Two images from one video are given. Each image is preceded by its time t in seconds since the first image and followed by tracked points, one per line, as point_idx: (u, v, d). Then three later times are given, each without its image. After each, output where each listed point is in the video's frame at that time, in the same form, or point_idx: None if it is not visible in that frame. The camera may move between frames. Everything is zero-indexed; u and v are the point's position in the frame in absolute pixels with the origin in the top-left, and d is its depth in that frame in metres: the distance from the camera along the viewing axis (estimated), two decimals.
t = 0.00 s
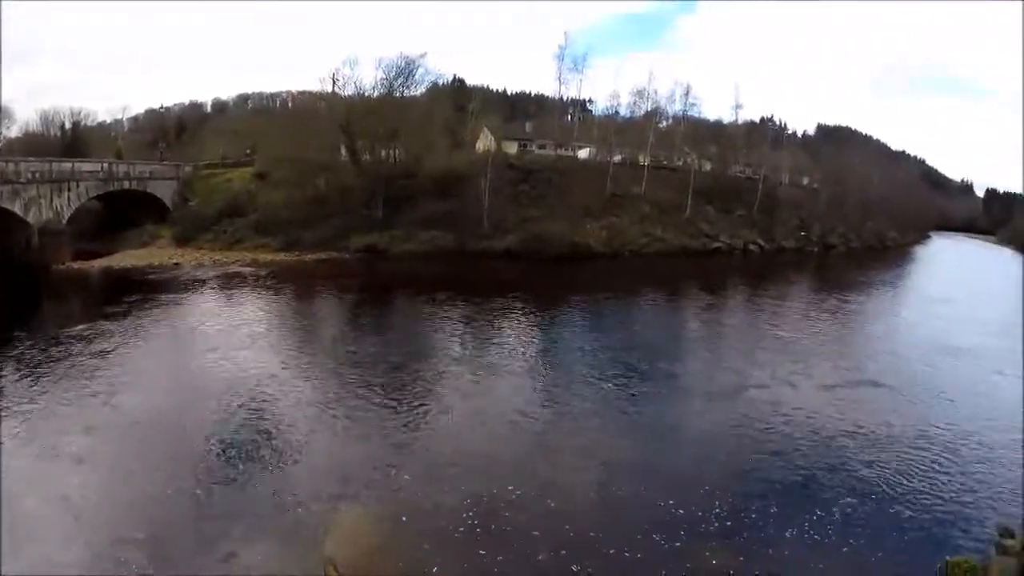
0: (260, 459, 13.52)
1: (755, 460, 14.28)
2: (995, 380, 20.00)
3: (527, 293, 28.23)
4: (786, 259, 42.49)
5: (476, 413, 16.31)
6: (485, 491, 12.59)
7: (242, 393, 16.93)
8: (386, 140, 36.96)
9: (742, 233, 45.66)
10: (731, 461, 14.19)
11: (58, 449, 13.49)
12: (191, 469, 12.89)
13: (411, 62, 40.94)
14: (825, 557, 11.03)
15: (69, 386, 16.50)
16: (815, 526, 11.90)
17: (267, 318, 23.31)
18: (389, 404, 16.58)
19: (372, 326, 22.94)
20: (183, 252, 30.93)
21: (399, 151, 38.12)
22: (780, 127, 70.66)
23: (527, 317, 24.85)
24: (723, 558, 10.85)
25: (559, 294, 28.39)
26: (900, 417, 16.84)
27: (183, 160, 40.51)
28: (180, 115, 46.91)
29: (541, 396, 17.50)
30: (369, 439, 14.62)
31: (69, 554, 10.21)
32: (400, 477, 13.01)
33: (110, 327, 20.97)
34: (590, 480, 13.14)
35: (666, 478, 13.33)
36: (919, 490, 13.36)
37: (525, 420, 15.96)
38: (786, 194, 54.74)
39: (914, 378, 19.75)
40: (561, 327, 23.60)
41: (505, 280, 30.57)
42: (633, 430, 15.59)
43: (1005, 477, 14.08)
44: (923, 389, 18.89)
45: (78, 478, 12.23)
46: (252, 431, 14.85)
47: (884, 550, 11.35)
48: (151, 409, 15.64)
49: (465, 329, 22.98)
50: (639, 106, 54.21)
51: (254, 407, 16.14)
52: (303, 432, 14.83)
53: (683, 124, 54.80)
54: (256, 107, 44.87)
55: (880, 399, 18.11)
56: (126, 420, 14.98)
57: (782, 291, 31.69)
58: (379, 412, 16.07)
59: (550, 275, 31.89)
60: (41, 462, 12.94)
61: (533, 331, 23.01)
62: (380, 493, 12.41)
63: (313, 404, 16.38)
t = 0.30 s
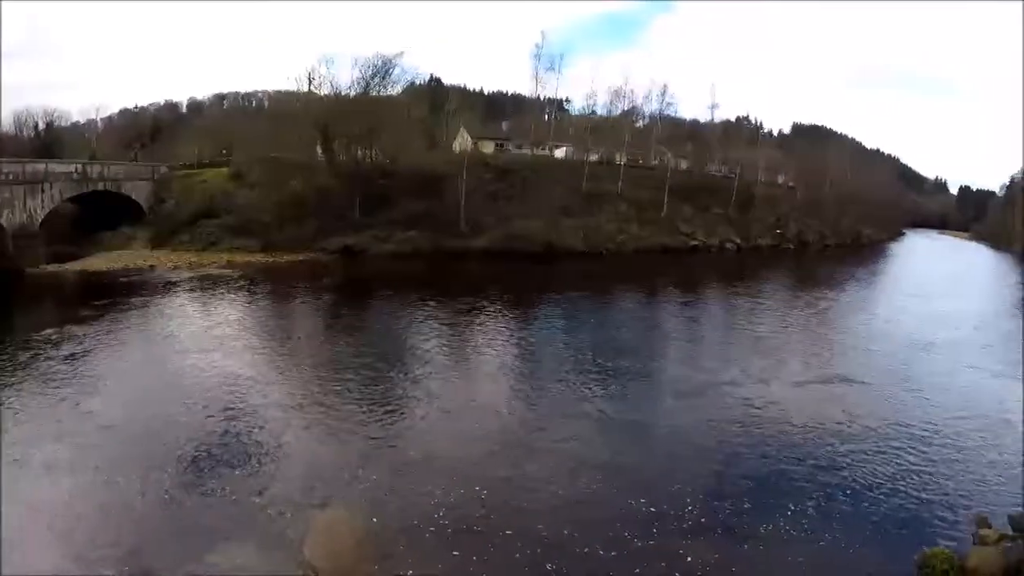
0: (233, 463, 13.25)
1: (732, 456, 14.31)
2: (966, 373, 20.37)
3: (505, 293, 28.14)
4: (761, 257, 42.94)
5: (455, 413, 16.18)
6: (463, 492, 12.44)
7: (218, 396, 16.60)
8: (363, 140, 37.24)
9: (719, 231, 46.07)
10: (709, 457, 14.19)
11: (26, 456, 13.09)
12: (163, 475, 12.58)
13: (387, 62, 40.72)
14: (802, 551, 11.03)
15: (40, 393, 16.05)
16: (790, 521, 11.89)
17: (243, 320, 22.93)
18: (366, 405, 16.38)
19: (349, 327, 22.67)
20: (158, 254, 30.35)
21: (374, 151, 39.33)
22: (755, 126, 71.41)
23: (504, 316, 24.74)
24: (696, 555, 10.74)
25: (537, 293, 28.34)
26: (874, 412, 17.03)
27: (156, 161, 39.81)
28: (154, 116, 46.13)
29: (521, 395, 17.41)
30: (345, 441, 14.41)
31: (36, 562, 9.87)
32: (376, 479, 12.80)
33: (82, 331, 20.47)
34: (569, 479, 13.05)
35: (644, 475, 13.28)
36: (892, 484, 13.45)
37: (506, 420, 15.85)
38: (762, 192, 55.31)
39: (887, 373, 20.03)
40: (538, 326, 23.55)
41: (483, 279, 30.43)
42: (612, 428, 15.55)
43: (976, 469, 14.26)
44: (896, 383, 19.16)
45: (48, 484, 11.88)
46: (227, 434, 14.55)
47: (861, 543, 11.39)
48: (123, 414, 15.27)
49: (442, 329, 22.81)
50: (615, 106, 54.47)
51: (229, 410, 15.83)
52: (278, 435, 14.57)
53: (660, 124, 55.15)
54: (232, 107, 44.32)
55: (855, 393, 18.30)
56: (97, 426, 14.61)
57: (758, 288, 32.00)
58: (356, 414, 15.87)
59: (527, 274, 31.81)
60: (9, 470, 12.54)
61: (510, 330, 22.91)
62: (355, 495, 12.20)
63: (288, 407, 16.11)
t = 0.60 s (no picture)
0: (208, 467, 13.00)
1: (708, 452, 14.37)
2: (938, 367, 20.73)
3: (483, 292, 28.06)
4: (737, 254, 43.42)
5: (434, 414, 16.06)
6: (442, 493, 12.34)
7: (194, 400, 16.29)
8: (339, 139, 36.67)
9: (694, 229, 46.48)
10: (687, 454, 14.24)
11: None
12: (137, 480, 12.31)
13: (363, 61, 40.40)
14: (778, 546, 11.10)
15: (13, 399, 15.67)
16: (764, 517, 11.95)
17: (219, 323, 22.58)
18: (344, 407, 16.21)
19: (326, 329, 22.38)
20: (133, 257, 29.79)
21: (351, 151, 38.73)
22: (731, 125, 72.05)
23: (482, 316, 24.64)
24: (670, 553, 10.73)
25: (515, 292, 28.31)
26: (849, 406, 17.25)
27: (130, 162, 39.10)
28: (128, 116, 45.31)
29: (501, 395, 17.35)
30: (323, 443, 14.24)
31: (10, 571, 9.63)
32: (352, 481, 12.65)
33: (55, 336, 20.02)
34: (547, 478, 13.01)
35: (623, 473, 13.28)
36: (865, 477, 13.61)
37: (487, 420, 15.77)
38: (738, 190, 55.84)
39: (862, 368, 20.32)
40: (517, 326, 23.50)
41: (460, 279, 30.31)
42: (591, 427, 15.53)
43: (945, 461, 14.49)
44: (871, 378, 19.44)
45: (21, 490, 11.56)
46: (203, 438, 14.29)
47: (835, 536, 11.51)
48: (98, 418, 14.96)
49: (420, 330, 22.65)
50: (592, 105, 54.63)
51: (205, 413, 15.57)
52: (254, 438, 14.34)
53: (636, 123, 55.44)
54: (207, 107, 43.64)
55: (830, 389, 18.52)
56: (70, 431, 14.28)
57: (734, 286, 32.32)
58: (333, 415, 15.70)
59: (504, 274, 31.75)
60: None
61: (489, 330, 22.84)
62: (331, 497, 12.04)
63: (265, 410, 15.88)
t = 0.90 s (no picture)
0: (183, 471, 12.80)
1: (685, 449, 14.46)
2: (912, 361, 21.09)
3: (461, 292, 28.02)
4: (713, 252, 43.82)
5: (414, 414, 15.97)
6: (422, 494, 12.26)
7: (171, 403, 16.05)
8: (316, 140, 36.11)
9: (671, 227, 46.82)
10: (666, 451, 14.31)
11: None
12: (112, 484, 12.09)
13: (339, 61, 40.01)
14: (754, 541, 11.20)
15: None
16: (740, 512, 12.05)
17: (197, 326, 22.27)
18: (322, 408, 16.06)
19: (304, 331, 22.14)
20: (108, 260, 29.29)
21: (327, 151, 37.86)
22: (707, 124, 72.69)
23: (461, 316, 24.63)
24: (646, 551, 10.77)
25: (493, 292, 28.27)
26: (825, 400, 17.46)
27: (103, 163, 38.43)
28: (101, 116, 44.54)
29: (481, 394, 17.31)
30: (301, 445, 14.09)
31: None
32: (329, 484, 12.53)
33: (30, 341, 19.65)
34: (527, 477, 12.99)
35: (602, 471, 13.31)
36: (839, 470, 13.79)
37: (467, 420, 15.71)
38: (714, 188, 56.34)
39: (838, 363, 20.61)
40: (496, 326, 23.46)
41: (438, 279, 30.20)
42: (572, 425, 15.54)
43: (917, 452, 14.74)
44: (846, 372, 19.73)
45: None
46: (180, 442, 14.09)
47: (810, 530, 11.63)
48: (76, 423, 14.70)
49: (398, 330, 22.53)
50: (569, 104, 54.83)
51: (185, 417, 15.34)
52: (236, 441, 14.17)
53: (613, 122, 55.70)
54: (182, 107, 43.02)
55: (806, 383, 18.74)
56: (47, 436, 14.02)
57: (711, 283, 32.60)
58: (311, 417, 15.55)
59: (481, 274, 31.72)
60: None
61: (467, 330, 22.80)
62: (307, 500, 11.91)
63: (246, 412, 15.68)
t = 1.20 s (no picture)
0: (160, 475, 12.62)
1: (662, 446, 14.55)
2: (887, 356, 21.46)
3: (439, 292, 27.99)
4: (690, 250, 44.17)
5: (395, 414, 15.89)
6: (401, 494, 12.21)
7: (148, 407, 15.83)
8: (293, 139, 35.51)
9: (648, 226, 47.13)
10: (645, 449, 14.38)
11: None
12: (90, 488, 11.87)
13: (316, 60, 38.94)
14: (732, 536, 11.32)
15: None
16: (716, 508, 12.15)
17: (175, 329, 21.98)
18: (301, 410, 15.92)
19: (282, 333, 21.92)
20: (82, 263, 28.80)
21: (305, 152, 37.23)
22: (684, 122, 73.17)
23: (440, 316, 24.61)
24: (623, 549, 10.80)
25: (473, 292, 28.23)
26: (800, 396, 17.72)
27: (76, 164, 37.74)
28: (73, 115, 43.68)
29: (462, 395, 17.28)
30: (280, 447, 13.96)
31: None
32: (308, 486, 12.44)
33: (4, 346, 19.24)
34: (507, 476, 13.00)
35: (583, 470, 13.35)
36: (816, 464, 13.99)
37: (449, 420, 15.70)
38: (691, 186, 56.77)
39: (814, 359, 20.91)
40: (475, 325, 23.43)
41: (417, 280, 30.12)
42: (553, 424, 15.56)
43: (889, 446, 15.02)
44: (824, 368, 20.01)
45: None
46: (158, 444, 13.92)
47: (788, 524, 11.79)
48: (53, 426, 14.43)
49: (377, 331, 22.43)
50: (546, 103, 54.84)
51: (165, 421, 15.13)
52: (216, 443, 14.02)
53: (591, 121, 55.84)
54: (157, 107, 42.35)
55: (782, 380, 18.98)
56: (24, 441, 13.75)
57: (689, 281, 32.84)
58: (290, 419, 15.42)
59: (459, 273, 31.69)
60: None
61: (446, 330, 22.77)
62: (285, 503, 11.81)
63: (227, 415, 15.51)
